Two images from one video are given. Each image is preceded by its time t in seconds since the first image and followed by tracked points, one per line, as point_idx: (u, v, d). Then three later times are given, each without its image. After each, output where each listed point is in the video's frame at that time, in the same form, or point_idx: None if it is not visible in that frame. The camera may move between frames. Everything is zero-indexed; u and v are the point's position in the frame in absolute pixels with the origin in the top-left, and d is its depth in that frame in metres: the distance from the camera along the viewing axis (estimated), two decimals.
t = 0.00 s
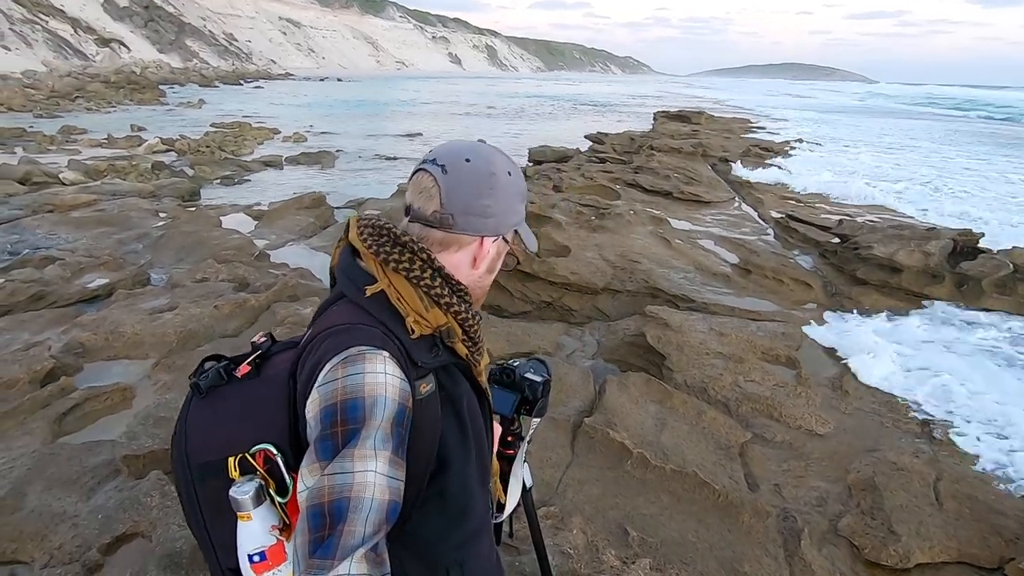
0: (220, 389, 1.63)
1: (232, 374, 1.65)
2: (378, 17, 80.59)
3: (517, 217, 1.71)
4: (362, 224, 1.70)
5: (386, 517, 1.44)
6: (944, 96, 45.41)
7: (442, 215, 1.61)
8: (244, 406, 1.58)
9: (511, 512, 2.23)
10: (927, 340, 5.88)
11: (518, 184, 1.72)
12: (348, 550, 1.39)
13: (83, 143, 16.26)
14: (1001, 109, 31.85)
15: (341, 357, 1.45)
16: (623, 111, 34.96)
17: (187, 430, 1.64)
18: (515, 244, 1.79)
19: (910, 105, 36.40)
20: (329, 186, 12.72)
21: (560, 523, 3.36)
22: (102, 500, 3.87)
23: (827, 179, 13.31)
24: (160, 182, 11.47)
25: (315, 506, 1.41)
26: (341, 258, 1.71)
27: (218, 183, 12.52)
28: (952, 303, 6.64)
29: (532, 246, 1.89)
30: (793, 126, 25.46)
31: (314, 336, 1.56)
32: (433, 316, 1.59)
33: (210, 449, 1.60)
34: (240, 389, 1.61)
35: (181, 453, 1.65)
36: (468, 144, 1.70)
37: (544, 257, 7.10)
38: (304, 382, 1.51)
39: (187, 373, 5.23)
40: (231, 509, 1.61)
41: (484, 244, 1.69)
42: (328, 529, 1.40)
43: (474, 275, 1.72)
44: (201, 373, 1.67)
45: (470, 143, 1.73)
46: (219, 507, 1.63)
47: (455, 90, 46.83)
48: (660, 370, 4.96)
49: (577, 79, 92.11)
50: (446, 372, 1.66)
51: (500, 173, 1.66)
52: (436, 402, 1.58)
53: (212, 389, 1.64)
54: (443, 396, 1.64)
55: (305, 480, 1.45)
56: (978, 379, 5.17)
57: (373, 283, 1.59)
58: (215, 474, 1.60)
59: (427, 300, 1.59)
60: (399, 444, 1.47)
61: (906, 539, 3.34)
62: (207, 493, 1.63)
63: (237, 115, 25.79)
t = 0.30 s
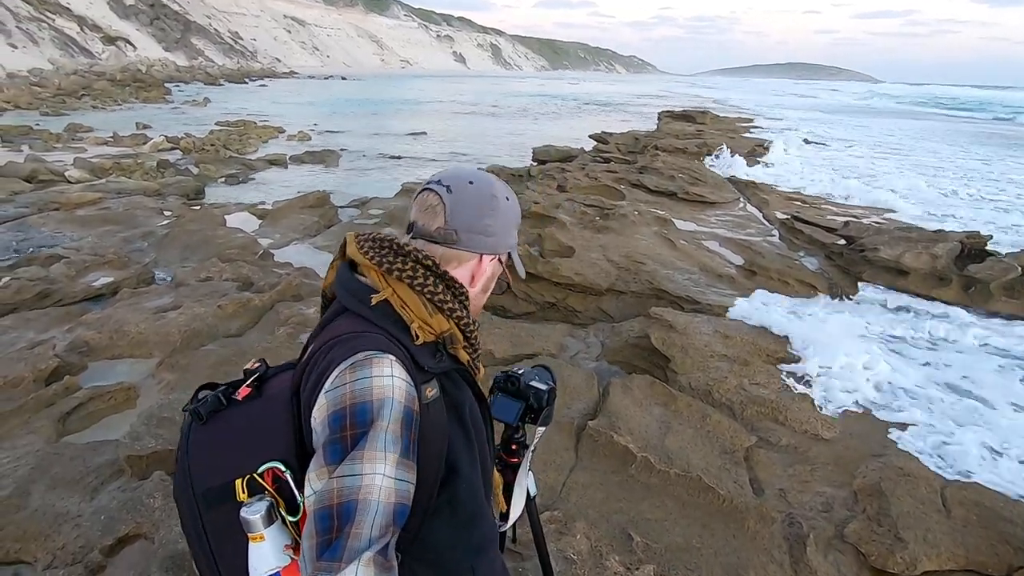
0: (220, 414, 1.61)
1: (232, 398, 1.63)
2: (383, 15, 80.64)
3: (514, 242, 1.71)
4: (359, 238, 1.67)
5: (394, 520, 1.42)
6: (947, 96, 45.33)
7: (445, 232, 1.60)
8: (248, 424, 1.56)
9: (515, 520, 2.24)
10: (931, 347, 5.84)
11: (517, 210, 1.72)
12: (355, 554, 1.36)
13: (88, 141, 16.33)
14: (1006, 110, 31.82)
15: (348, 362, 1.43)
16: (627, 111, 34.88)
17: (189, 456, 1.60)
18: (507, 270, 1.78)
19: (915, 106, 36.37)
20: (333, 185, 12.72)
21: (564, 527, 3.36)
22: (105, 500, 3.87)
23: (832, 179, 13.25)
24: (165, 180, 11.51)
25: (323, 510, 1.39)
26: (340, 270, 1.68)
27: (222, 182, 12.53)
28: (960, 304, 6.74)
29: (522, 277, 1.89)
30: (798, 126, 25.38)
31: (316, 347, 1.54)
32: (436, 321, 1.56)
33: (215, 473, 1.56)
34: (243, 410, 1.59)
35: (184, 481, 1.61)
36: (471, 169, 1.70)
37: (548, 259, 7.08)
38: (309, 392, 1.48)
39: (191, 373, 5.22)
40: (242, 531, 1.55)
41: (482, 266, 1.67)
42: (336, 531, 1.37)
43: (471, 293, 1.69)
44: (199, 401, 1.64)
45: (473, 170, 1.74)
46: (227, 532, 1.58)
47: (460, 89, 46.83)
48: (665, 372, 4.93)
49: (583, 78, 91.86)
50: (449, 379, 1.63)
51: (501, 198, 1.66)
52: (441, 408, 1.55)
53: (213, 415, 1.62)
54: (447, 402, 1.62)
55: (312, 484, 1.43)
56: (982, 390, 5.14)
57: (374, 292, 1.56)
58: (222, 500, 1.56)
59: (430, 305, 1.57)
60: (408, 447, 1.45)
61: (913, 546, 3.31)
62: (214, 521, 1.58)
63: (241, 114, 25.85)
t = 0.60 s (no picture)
0: (202, 442, 1.59)
1: (214, 425, 1.61)
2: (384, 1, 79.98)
3: (502, 260, 1.67)
4: (345, 260, 1.61)
5: (379, 550, 1.37)
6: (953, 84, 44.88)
7: (430, 250, 1.56)
8: (231, 452, 1.53)
9: (512, 535, 2.34)
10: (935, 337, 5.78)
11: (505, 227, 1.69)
12: None
13: (88, 132, 16.30)
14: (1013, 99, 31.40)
15: (331, 388, 1.37)
16: (630, 100, 34.61)
17: (171, 485, 1.57)
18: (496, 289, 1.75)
19: (918, 95, 36.10)
20: (333, 176, 12.68)
21: (563, 530, 3.34)
22: (103, 501, 3.87)
23: (837, 169, 13.12)
24: (164, 173, 11.49)
25: (307, 542, 1.35)
26: (323, 293, 1.62)
27: (222, 173, 12.50)
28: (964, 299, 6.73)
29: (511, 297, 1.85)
30: (802, 114, 25.18)
31: (298, 373, 1.48)
32: (422, 342, 1.50)
33: (195, 504, 1.53)
34: (226, 437, 1.56)
35: (166, 511, 1.58)
36: (456, 187, 1.67)
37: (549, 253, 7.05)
38: (292, 419, 1.43)
39: (189, 371, 5.23)
40: (223, 564, 1.52)
41: (470, 283, 1.63)
42: (320, 563, 1.34)
43: (458, 312, 1.65)
44: (181, 429, 1.62)
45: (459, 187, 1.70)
46: (209, 563, 1.54)
47: (461, 76, 46.53)
48: (666, 369, 4.94)
49: (587, 63, 91.03)
50: (436, 401, 1.56)
51: (486, 214, 1.62)
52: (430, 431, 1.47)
53: (194, 443, 1.59)
54: (435, 425, 1.55)
55: (296, 514, 1.39)
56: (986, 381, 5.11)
57: (358, 313, 1.50)
58: (203, 530, 1.52)
59: (415, 326, 1.51)
60: (395, 474, 1.39)
61: (915, 548, 3.28)
62: (195, 551, 1.54)
63: (241, 104, 25.77)
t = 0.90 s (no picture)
0: (213, 428, 1.60)
1: (225, 412, 1.61)
2: None
3: (509, 249, 1.66)
4: (351, 248, 1.60)
5: (389, 533, 1.35)
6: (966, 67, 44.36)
7: (436, 239, 1.56)
8: (241, 438, 1.53)
9: (523, 523, 2.35)
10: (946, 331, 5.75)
11: (511, 216, 1.67)
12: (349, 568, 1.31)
13: (101, 122, 16.40)
14: None
15: (339, 374, 1.37)
16: (640, 87, 34.35)
17: (183, 472, 1.58)
18: (503, 278, 1.73)
19: (934, 80, 35.58)
20: (344, 166, 12.69)
21: (573, 518, 3.33)
22: (120, 486, 3.92)
23: (850, 157, 12.98)
24: (176, 162, 11.55)
25: (317, 525, 1.33)
26: (330, 281, 1.62)
27: (233, 163, 12.55)
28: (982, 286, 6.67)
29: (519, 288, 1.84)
30: (815, 100, 24.89)
31: (306, 361, 1.48)
32: (429, 329, 1.49)
33: (207, 489, 1.54)
34: (237, 424, 1.56)
35: (179, 496, 1.58)
36: (463, 177, 1.66)
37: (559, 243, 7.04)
38: (300, 405, 1.43)
39: (203, 359, 5.27)
40: (236, 548, 1.53)
41: (476, 272, 1.62)
42: (330, 547, 1.32)
43: (465, 300, 1.63)
44: (193, 415, 1.63)
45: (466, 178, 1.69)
46: (222, 546, 1.55)
47: (470, 65, 46.31)
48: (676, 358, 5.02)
49: (597, 51, 90.19)
50: (443, 387, 1.55)
51: (492, 203, 1.61)
52: (437, 417, 1.46)
53: (206, 429, 1.60)
54: (442, 411, 1.54)
55: (306, 499, 1.37)
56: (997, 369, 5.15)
57: (365, 301, 1.49)
58: (215, 515, 1.53)
59: (421, 312, 1.50)
60: (403, 459, 1.38)
61: (928, 539, 3.27)
62: (208, 536, 1.55)
63: (251, 93, 25.81)
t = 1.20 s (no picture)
0: (218, 418, 1.60)
1: (229, 403, 1.61)
2: None
3: (510, 241, 1.65)
4: (354, 242, 1.60)
5: (392, 520, 1.34)
6: (975, 66, 44.02)
7: (437, 231, 1.55)
8: (245, 428, 1.53)
9: (525, 517, 2.35)
10: (952, 338, 5.75)
11: (512, 210, 1.67)
12: (352, 554, 1.29)
13: (112, 117, 16.52)
14: None
15: (342, 363, 1.37)
16: (648, 85, 34.26)
17: (188, 462, 1.59)
18: (505, 271, 1.72)
19: (945, 78, 35.36)
20: (352, 162, 12.72)
21: (577, 514, 3.33)
22: (130, 476, 3.94)
23: (859, 155, 12.92)
24: (186, 157, 11.62)
25: (320, 512, 1.32)
26: (333, 274, 1.61)
27: (242, 158, 12.61)
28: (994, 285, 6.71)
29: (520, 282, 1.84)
30: (824, 99, 24.79)
31: (309, 352, 1.48)
32: (431, 320, 1.49)
33: (212, 477, 1.54)
34: (241, 415, 1.56)
35: (184, 486, 1.59)
36: (465, 170, 1.66)
37: (566, 241, 7.05)
38: (304, 395, 1.42)
39: (211, 352, 5.29)
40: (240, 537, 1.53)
41: (477, 264, 1.62)
42: (333, 533, 1.30)
43: (466, 293, 1.63)
44: (198, 406, 1.63)
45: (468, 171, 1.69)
46: (227, 534, 1.55)
47: (478, 62, 46.33)
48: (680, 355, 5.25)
49: (607, 49, 90.02)
50: (444, 378, 1.54)
51: (493, 196, 1.61)
52: (439, 408, 1.46)
53: (210, 419, 1.60)
54: (443, 402, 1.53)
55: (310, 487, 1.36)
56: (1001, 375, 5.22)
57: (368, 292, 1.49)
58: (220, 504, 1.53)
59: (424, 304, 1.50)
60: (406, 448, 1.37)
61: (934, 540, 3.27)
62: (214, 524, 1.56)
63: (260, 89, 25.90)
